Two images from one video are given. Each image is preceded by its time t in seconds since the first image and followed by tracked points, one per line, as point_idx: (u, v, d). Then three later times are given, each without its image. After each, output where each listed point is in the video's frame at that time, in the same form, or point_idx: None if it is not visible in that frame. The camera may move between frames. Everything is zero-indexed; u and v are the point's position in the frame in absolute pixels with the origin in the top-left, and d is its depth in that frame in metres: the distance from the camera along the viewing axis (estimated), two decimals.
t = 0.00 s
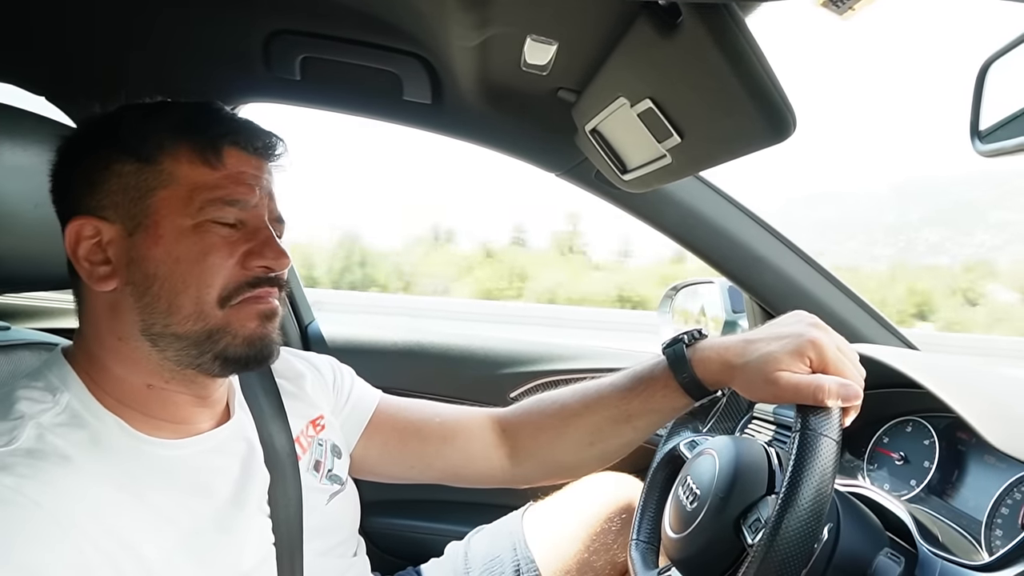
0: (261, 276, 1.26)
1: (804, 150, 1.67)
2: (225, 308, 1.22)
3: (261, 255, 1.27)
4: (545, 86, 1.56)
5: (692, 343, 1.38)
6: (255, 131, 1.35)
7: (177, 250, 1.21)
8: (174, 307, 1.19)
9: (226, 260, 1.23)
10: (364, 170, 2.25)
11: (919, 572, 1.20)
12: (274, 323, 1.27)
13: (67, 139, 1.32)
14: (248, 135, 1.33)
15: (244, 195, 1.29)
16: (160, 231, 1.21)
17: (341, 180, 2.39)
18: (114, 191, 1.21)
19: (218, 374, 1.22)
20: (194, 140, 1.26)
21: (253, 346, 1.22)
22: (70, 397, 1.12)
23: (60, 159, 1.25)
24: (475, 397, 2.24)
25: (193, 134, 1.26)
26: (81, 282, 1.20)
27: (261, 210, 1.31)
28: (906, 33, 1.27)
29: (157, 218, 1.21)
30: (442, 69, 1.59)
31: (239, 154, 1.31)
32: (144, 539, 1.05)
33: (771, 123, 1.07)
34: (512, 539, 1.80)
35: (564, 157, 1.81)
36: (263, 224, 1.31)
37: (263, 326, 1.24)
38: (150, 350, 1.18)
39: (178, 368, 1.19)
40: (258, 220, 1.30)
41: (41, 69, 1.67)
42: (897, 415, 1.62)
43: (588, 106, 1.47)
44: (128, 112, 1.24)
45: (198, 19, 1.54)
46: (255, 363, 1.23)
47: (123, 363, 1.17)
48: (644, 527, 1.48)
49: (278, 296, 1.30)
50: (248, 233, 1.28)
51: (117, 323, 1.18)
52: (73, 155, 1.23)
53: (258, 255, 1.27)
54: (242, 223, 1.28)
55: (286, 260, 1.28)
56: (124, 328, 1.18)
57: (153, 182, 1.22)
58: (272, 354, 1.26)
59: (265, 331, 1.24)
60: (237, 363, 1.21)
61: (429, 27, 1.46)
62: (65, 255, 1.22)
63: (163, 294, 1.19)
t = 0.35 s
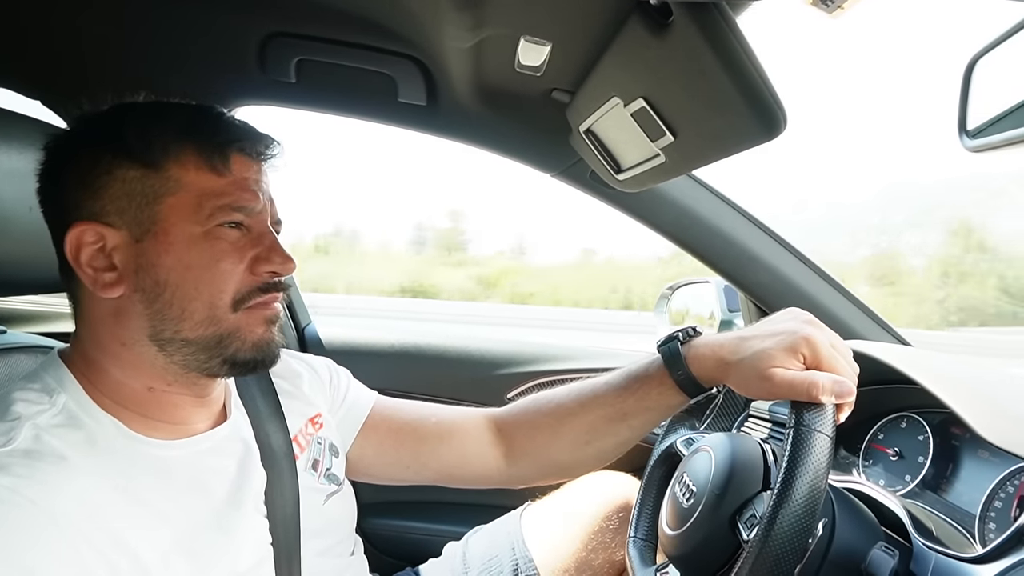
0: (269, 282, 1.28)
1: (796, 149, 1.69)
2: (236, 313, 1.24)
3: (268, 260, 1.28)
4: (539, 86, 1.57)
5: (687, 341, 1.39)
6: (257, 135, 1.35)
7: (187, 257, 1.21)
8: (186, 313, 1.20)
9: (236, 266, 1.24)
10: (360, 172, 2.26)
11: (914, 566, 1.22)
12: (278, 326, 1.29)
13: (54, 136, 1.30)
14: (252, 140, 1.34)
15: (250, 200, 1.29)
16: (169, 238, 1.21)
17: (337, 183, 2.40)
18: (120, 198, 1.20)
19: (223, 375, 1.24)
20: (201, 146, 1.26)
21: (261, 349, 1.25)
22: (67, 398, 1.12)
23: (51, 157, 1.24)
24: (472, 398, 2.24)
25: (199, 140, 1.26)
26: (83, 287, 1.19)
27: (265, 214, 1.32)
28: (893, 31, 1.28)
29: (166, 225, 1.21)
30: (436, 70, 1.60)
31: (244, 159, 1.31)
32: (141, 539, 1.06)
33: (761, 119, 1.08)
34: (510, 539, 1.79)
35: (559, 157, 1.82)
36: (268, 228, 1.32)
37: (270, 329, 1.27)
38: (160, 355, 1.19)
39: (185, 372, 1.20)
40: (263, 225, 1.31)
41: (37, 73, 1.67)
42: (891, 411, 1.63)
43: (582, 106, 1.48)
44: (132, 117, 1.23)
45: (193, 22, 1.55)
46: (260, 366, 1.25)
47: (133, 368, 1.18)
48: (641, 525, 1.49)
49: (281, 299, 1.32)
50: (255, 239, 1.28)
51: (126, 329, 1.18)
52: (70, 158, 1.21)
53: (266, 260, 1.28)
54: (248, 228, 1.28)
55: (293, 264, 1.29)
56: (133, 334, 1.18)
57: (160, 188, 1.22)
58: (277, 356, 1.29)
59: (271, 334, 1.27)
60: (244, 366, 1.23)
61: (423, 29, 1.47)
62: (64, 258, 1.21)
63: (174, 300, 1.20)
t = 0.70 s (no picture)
0: (255, 283, 1.28)
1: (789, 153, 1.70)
2: (219, 315, 1.23)
3: (253, 261, 1.28)
4: (533, 94, 1.58)
5: (682, 346, 1.40)
6: (240, 138, 1.36)
7: (169, 261, 1.21)
8: (169, 316, 1.20)
9: (219, 267, 1.24)
10: (357, 179, 2.27)
11: (910, 568, 1.23)
12: (267, 329, 1.29)
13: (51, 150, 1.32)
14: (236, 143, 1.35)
15: (233, 202, 1.30)
16: (151, 243, 1.21)
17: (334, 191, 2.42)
18: (105, 205, 1.21)
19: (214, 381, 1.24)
20: (181, 150, 1.27)
21: (248, 352, 1.24)
22: (66, 406, 1.13)
23: (46, 172, 1.26)
24: (470, 404, 2.25)
25: (179, 144, 1.27)
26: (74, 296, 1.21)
27: (251, 216, 1.33)
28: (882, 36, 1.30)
29: (149, 229, 1.22)
30: (432, 78, 1.62)
31: (226, 161, 1.32)
32: (141, 545, 1.06)
33: (751, 124, 1.09)
34: (507, 545, 1.79)
35: (554, 163, 1.83)
36: (253, 229, 1.32)
37: (257, 331, 1.26)
38: (147, 359, 1.19)
39: (173, 378, 1.20)
40: (248, 227, 1.31)
41: (35, 85, 1.68)
42: (887, 413, 1.64)
43: (575, 113, 1.49)
44: (116, 126, 1.25)
45: (190, 33, 1.57)
46: (247, 372, 1.24)
47: (121, 373, 1.19)
48: (639, 528, 1.49)
49: (271, 304, 1.31)
50: (240, 240, 1.29)
51: (113, 334, 1.19)
52: (61, 170, 1.24)
53: (250, 261, 1.28)
54: (232, 230, 1.29)
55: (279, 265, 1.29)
56: (120, 340, 1.19)
57: (143, 194, 1.23)
58: (267, 359, 1.28)
59: (257, 336, 1.26)
60: (231, 371, 1.22)
61: (419, 38, 1.49)
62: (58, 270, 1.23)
63: (157, 304, 1.20)
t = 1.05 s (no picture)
0: (264, 282, 1.29)
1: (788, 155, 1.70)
2: (236, 315, 1.25)
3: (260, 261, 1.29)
4: (531, 97, 1.58)
5: (682, 350, 1.40)
6: (236, 138, 1.36)
7: (184, 265, 1.22)
8: (186, 320, 1.21)
9: (231, 268, 1.25)
10: (355, 184, 2.27)
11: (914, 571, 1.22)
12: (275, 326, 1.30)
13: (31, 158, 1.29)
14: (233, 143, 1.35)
15: (238, 204, 1.30)
16: (163, 247, 1.22)
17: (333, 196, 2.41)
18: (110, 212, 1.20)
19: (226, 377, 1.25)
20: (183, 153, 1.27)
21: (267, 349, 1.26)
22: (62, 412, 1.12)
23: (31, 177, 1.23)
24: (469, 408, 2.24)
25: (182, 146, 1.27)
26: (78, 305, 1.19)
27: (254, 216, 1.33)
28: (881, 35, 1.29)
29: (160, 234, 1.22)
30: (430, 82, 1.61)
31: (227, 163, 1.32)
32: (137, 552, 1.06)
33: (749, 121, 1.08)
34: (508, 550, 1.78)
35: (552, 167, 1.82)
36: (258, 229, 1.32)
37: (270, 327, 1.28)
38: (162, 363, 1.20)
39: (188, 377, 1.21)
40: (253, 227, 1.31)
41: (32, 92, 1.68)
42: (888, 415, 1.64)
43: (574, 115, 1.49)
44: (113, 131, 1.23)
45: (186, 38, 1.56)
46: (263, 368, 1.26)
47: (133, 379, 1.18)
48: (641, 532, 1.48)
49: (275, 300, 1.33)
50: (247, 241, 1.29)
51: (124, 341, 1.18)
52: (52, 176, 1.21)
53: (260, 259, 1.29)
54: (239, 231, 1.29)
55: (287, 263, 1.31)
56: (132, 347, 1.19)
57: (149, 199, 1.22)
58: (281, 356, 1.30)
59: (272, 332, 1.28)
60: (249, 367, 1.25)
61: (416, 42, 1.48)
62: (55, 278, 1.21)
63: (173, 308, 1.21)
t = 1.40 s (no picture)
0: (268, 289, 1.29)
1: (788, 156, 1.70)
2: (237, 324, 1.24)
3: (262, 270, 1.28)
4: (532, 98, 1.58)
5: (683, 350, 1.39)
6: (242, 143, 1.36)
7: (187, 271, 1.22)
8: (187, 327, 1.21)
9: (235, 276, 1.25)
10: (356, 186, 2.27)
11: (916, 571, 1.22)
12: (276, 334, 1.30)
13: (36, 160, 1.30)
14: (239, 149, 1.34)
15: (243, 210, 1.30)
16: (167, 253, 1.21)
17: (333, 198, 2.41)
18: (114, 217, 1.20)
19: (223, 386, 1.25)
20: (188, 158, 1.26)
21: (266, 362, 1.26)
22: (64, 415, 1.12)
23: (36, 180, 1.24)
24: (471, 410, 2.24)
25: (187, 152, 1.27)
26: (81, 309, 1.19)
27: (259, 223, 1.33)
28: (881, 36, 1.29)
29: (163, 241, 1.22)
30: (430, 83, 1.61)
31: (233, 168, 1.32)
32: (138, 553, 1.06)
33: (750, 123, 1.08)
34: (510, 552, 1.76)
35: (553, 168, 1.83)
36: (263, 237, 1.32)
37: (271, 336, 1.28)
38: (162, 369, 1.20)
39: (188, 385, 1.21)
40: (257, 234, 1.31)
41: (35, 94, 1.68)
42: (889, 415, 1.63)
43: (575, 117, 1.49)
44: (118, 136, 1.23)
45: (187, 39, 1.56)
46: (262, 378, 1.26)
47: (134, 385, 1.18)
48: (642, 533, 1.49)
49: (280, 308, 1.33)
50: (251, 247, 1.29)
51: (125, 347, 1.19)
52: (56, 180, 1.21)
53: (263, 267, 1.28)
54: (243, 237, 1.29)
55: (291, 271, 1.30)
56: (133, 353, 1.19)
57: (153, 205, 1.22)
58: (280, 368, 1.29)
59: (272, 341, 1.28)
60: (247, 380, 1.24)
61: (417, 43, 1.48)
62: (59, 283, 1.21)
63: (175, 315, 1.20)
